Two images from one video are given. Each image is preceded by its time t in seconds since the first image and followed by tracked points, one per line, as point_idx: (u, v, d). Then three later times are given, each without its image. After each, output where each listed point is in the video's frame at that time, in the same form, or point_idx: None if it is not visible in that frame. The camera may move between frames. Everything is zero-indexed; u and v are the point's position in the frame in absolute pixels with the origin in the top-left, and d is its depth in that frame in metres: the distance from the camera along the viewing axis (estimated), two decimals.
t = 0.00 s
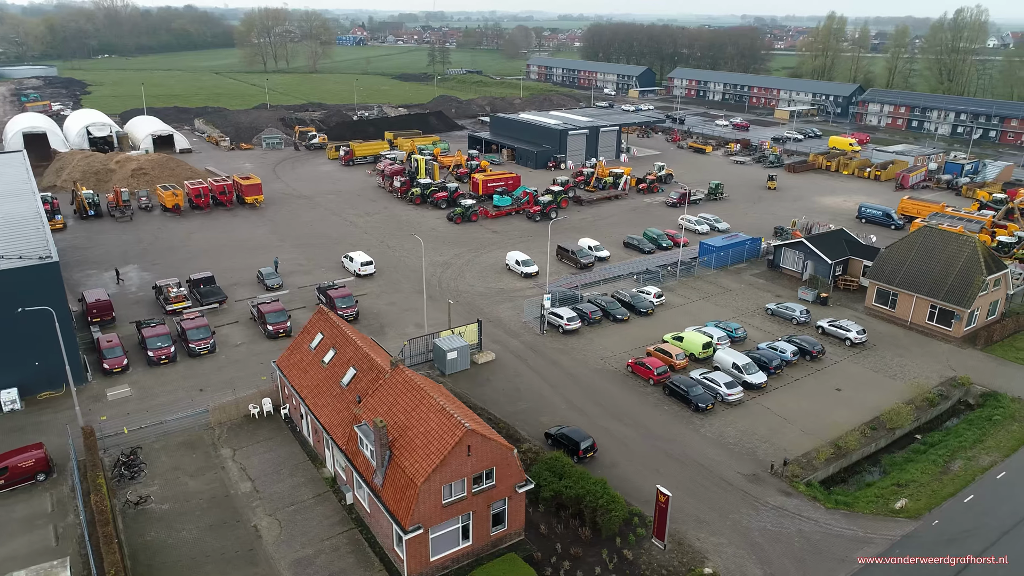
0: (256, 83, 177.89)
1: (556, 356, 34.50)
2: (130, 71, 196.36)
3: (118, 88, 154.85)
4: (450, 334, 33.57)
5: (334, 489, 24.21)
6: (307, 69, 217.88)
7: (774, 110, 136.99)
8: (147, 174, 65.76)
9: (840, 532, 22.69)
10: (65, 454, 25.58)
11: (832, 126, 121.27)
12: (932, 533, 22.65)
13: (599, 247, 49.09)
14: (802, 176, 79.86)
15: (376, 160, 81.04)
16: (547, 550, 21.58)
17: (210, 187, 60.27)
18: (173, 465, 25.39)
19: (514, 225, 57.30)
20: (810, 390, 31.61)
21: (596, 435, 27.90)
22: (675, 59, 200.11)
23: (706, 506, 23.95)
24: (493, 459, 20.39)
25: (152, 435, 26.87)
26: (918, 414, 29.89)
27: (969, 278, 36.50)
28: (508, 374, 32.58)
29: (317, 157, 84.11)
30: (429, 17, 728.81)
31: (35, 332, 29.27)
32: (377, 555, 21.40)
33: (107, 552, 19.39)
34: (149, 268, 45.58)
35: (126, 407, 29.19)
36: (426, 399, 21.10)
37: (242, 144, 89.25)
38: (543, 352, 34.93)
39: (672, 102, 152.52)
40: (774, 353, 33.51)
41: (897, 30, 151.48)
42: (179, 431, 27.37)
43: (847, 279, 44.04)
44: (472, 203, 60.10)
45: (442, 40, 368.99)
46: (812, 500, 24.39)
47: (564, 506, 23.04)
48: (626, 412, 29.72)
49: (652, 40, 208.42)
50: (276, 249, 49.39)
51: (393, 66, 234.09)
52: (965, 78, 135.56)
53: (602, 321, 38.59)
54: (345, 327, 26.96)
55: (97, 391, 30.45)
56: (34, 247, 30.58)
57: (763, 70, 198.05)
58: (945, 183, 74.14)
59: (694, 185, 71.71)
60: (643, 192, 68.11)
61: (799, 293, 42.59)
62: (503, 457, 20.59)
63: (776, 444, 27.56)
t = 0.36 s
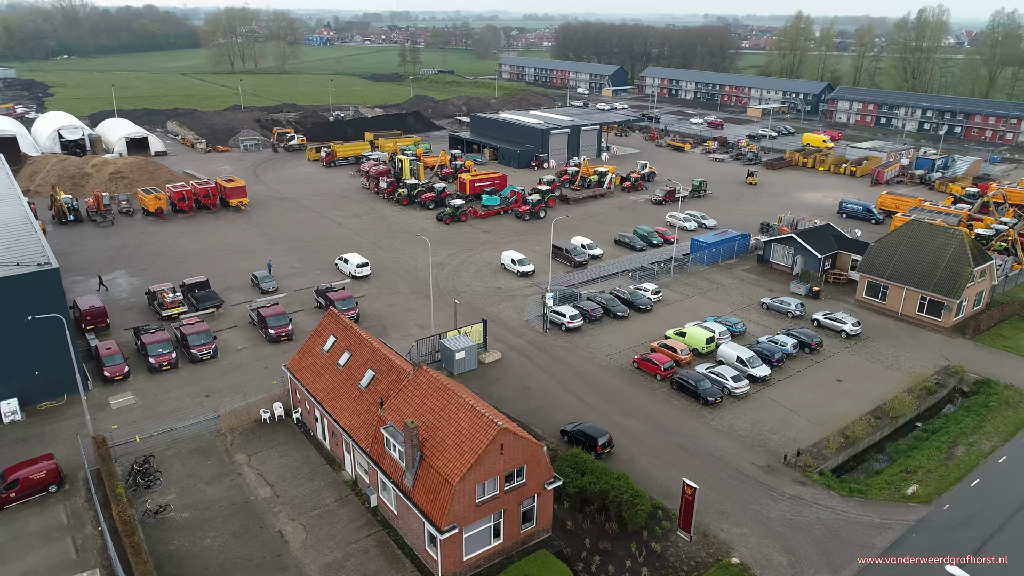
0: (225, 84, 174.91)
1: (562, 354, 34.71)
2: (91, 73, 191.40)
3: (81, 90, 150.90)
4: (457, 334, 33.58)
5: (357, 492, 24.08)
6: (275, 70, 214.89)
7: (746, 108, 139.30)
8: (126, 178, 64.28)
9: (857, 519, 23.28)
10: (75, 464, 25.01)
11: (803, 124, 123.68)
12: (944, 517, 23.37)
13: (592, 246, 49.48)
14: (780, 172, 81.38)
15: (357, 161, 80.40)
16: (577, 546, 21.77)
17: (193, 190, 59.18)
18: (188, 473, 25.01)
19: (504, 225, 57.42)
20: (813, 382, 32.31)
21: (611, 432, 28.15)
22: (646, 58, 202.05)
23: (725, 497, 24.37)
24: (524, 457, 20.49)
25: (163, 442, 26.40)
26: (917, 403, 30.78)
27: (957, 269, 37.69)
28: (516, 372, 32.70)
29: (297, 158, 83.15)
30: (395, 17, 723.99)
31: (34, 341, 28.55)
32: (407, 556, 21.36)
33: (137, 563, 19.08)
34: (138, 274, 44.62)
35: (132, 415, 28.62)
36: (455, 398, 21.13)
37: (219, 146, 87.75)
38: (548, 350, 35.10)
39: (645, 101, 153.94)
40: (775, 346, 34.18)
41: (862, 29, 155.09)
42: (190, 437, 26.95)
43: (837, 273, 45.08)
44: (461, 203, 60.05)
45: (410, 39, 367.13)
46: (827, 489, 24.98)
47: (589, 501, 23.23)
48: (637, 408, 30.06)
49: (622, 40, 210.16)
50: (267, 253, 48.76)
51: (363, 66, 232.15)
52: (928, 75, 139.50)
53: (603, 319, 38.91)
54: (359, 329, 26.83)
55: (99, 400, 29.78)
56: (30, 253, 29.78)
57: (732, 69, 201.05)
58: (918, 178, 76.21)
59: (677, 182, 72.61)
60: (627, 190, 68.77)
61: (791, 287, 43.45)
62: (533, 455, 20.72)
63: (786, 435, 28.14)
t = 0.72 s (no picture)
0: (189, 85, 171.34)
1: (564, 352, 34.96)
2: (48, 74, 185.53)
3: (39, 92, 146.32)
4: (460, 334, 33.63)
5: (376, 494, 24.01)
6: (240, 71, 211.28)
7: (715, 106, 141.52)
8: (100, 182, 62.67)
9: (868, 504, 24.02)
10: (82, 475, 24.49)
11: (773, 121, 126.07)
12: (950, 500, 24.22)
13: (582, 244, 49.85)
14: (756, 169, 82.94)
15: (336, 162, 79.61)
16: (601, 540, 22.05)
17: (173, 194, 58.01)
18: (201, 480, 24.66)
19: (492, 224, 57.48)
20: (810, 373, 33.14)
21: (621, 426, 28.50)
22: (615, 57, 203.85)
23: (740, 487, 24.90)
24: (551, 454, 20.66)
25: (172, 449, 25.99)
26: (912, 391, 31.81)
27: (940, 261, 39.02)
28: (521, 371, 32.87)
29: (273, 160, 82.07)
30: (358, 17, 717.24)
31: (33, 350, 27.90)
32: (435, 556, 21.37)
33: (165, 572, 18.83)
34: (124, 281, 43.64)
35: (136, 424, 28.11)
36: (480, 397, 21.22)
37: (192, 148, 86.12)
38: (550, 348, 35.34)
39: (616, 100, 155.30)
40: (772, 339, 34.96)
41: (825, 27, 158.73)
42: (199, 444, 26.56)
43: (822, 267, 46.23)
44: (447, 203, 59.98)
45: (375, 38, 364.27)
46: (835, 476, 25.68)
47: (609, 496, 23.51)
48: (644, 402, 30.48)
49: (590, 40, 211.72)
50: (255, 256, 48.12)
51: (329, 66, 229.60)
52: (890, 73, 143.60)
53: (601, 316, 39.29)
54: (370, 330, 26.75)
55: (100, 409, 29.17)
56: (24, 261, 29.05)
57: (699, 67, 203.96)
58: (888, 173, 78.38)
59: (656, 179, 73.50)
60: (609, 188, 69.40)
61: (780, 281, 44.41)
62: (559, 452, 20.91)
63: (791, 425, 28.85)
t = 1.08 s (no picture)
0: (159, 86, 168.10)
1: (571, 349, 35.19)
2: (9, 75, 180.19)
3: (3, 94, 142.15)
4: (469, 333, 33.63)
5: (401, 494, 23.97)
6: (210, 71, 207.60)
7: (692, 105, 143.03)
8: (82, 186, 61.29)
9: (883, 491, 24.67)
10: (100, 483, 24.10)
11: (748, 119, 127.88)
12: (961, 485, 24.99)
13: (577, 242, 50.13)
14: (738, 166, 84.15)
15: (320, 163, 78.88)
16: (630, 533, 22.30)
17: (159, 197, 56.96)
18: (222, 485, 24.38)
19: (484, 224, 57.49)
20: (813, 366, 33.86)
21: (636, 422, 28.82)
22: (589, 57, 205.06)
23: (758, 478, 25.39)
24: (582, 449, 20.86)
25: (189, 455, 25.66)
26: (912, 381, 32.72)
27: (931, 254, 40.20)
28: (531, 369, 33.04)
29: (255, 162, 81.05)
30: (327, 16, 710.32)
31: (39, 357, 27.32)
32: (467, 554, 21.42)
33: None
34: (117, 286, 42.77)
35: (147, 430, 27.67)
36: (510, 396, 21.33)
37: (171, 150, 84.58)
38: (557, 346, 35.55)
39: (593, 99, 156.09)
40: (774, 332, 35.62)
41: (796, 26, 161.60)
42: (216, 449, 26.26)
43: (813, 261, 47.18)
44: (438, 203, 59.83)
45: (346, 38, 360.98)
46: (849, 465, 26.31)
47: (634, 490, 23.79)
48: (656, 397, 30.87)
49: (565, 40, 212.56)
50: (248, 259, 47.50)
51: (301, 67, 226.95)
52: (860, 72, 146.74)
53: (603, 313, 39.60)
54: (387, 331, 26.67)
55: (108, 416, 28.66)
56: (27, 266, 28.41)
57: (672, 66, 206.02)
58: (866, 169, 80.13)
59: (642, 178, 74.19)
60: (596, 187, 69.87)
61: (774, 276, 45.19)
62: (589, 448, 21.10)
63: (801, 417, 29.48)
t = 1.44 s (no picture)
0: (142, 86, 165.89)
1: (587, 347, 35.38)
2: None
3: None
4: (487, 333, 33.64)
5: (435, 494, 23.99)
6: (193, 72, 205.11)
7: (679, 104, 143.89)
8: (76, 188, 60.36)
9: (908, 482, 25.13)
10: (130, 488, 23.87)
11: (736, 117, 128.91)
12: (982, 475, 25.52)
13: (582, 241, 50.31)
14: (731, 164, 84.88)
15: (315, 163, 78.45)
16: (666, 528, 22.52)
17: (158, 199, 56.28)
18: (253, 488, 24.24)
19: (486, 223, 57.53)
20: (826, 360, 34.35)
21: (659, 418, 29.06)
22: (575, 56, 205.45)
23: (785, 472, 25.74)
24: (622, 446, 21.03)
25: (216, 458, 25.49)
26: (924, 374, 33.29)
27: (935, 250, 40.97)
28: (549, 367, 33.18)
29: (249, 163, 80.37)
30: (307, 15, 704.47)
31: (59, 362, 26.98)
32: (507, 553, 21.50)
33: None
34: (123, 289, 42.22)
35: (171, 434, 27.40)
36: (548, 394, 21.44)
37: (162, 152, 83.58)
38: (573, 344, 35.71)
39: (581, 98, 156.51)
40: (786, 328, 36.09)
41: (780, 25, 163.26)
42: (243, 452, 26.12)
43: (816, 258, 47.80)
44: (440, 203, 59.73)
45: (327, 37, 358.52)
46: (871, 457, 26.76)
47: (666, 486, 24.01)
48: (676, 393, 31.14)
49: (550, 39, 212.97)
50: (253, 261, 47.12)
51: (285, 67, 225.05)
52: (844, 70, 148.68)
53: (614, 311, 39.84)
54: (414, 331, 26.68)
55: (129, 421, 28.35)
56: (44, 270, 28.01)
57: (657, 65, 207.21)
58: (857, 166, 81.26)
59: (638, 176, 74.61)
60: (594, 186, 70.21)
61: (779, 273, 45.72)
62: (627, 444, 21.26)
63: (820, 410, 29.92)
